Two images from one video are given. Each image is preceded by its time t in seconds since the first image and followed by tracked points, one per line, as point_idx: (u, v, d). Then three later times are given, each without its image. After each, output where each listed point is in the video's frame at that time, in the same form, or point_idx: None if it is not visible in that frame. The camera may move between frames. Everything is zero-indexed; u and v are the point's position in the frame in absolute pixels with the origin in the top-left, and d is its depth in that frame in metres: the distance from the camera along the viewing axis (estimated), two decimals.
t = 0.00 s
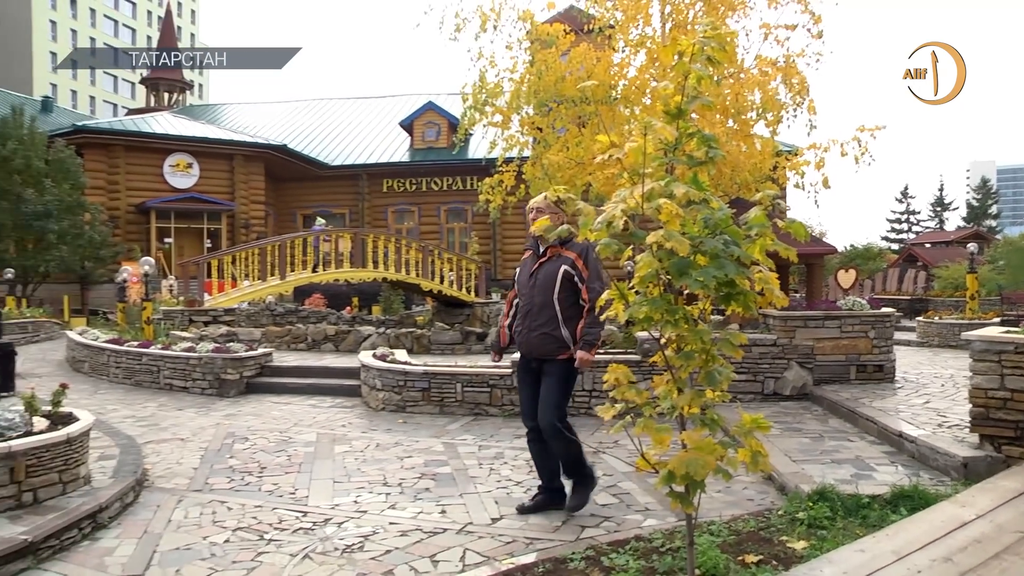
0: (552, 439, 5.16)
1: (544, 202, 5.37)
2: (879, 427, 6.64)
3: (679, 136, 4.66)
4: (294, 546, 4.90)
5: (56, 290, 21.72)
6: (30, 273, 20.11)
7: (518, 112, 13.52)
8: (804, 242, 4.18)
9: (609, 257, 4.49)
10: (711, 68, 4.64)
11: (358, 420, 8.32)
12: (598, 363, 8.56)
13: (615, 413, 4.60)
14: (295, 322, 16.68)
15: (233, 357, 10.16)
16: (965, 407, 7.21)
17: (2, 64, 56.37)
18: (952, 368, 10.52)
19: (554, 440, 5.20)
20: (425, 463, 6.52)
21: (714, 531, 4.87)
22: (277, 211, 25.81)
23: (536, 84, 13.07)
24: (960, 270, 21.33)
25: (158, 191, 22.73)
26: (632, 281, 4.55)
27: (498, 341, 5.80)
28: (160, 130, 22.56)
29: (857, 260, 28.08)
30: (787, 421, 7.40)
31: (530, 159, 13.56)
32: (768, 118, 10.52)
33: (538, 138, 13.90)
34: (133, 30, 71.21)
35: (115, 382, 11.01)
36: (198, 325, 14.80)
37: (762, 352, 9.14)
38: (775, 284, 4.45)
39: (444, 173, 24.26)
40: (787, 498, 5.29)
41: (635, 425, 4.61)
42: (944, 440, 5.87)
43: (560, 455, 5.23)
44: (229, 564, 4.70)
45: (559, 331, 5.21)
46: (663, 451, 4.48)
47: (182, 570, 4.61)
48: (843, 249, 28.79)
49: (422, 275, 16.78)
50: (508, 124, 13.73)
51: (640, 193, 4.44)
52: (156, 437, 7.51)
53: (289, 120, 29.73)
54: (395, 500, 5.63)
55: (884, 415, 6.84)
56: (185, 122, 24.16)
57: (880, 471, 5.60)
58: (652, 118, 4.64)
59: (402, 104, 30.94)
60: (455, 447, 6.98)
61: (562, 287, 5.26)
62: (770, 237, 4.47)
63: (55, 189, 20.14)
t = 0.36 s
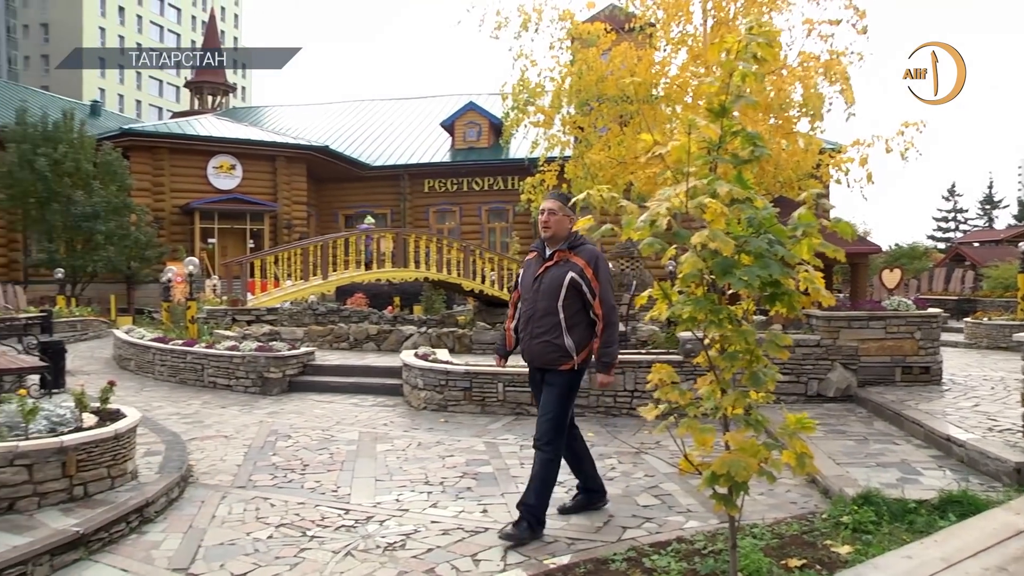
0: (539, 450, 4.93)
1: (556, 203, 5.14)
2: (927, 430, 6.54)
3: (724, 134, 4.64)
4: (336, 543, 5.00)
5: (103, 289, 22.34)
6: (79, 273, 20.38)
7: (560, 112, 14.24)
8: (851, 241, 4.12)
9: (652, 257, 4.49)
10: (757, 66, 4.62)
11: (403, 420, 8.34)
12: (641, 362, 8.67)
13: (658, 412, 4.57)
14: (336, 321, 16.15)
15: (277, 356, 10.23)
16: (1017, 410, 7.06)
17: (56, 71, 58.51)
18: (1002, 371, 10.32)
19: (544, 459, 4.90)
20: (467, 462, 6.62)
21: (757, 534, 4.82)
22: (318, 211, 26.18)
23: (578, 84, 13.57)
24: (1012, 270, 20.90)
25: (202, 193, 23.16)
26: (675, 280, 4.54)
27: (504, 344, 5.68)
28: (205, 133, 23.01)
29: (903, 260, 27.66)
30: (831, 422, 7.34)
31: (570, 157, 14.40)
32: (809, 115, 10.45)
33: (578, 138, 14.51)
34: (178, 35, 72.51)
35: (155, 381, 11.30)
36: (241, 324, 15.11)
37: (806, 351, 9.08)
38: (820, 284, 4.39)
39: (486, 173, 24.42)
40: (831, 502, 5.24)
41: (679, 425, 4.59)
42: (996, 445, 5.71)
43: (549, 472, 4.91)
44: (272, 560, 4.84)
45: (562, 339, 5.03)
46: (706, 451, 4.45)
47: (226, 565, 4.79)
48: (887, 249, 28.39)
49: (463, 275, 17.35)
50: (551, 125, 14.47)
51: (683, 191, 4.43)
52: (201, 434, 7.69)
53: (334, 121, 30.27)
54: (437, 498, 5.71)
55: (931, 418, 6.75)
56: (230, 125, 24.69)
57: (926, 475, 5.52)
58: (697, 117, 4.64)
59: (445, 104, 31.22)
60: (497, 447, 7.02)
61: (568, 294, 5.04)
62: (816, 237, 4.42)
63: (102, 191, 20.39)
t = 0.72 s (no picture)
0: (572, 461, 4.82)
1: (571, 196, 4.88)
2: (986, 435, 6.40)
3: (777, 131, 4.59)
4: (387, 540, 5.12)
5: (158, 289, 22.70)
6: (134, 273, 20.77)
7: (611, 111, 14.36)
8: (908, 239, 4.04)
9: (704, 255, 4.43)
10: (812, 62, 4.58)
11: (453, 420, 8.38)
12: (692, 362, 8.63)
13: (710, 415, 4.51)
14: (387, 320, 15.61)
15: (327, 355, 10.33)
16: None
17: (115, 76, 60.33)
18: None
19: (578, 470, 4.80)
20: (518, 461, 6.78)
21: (809, 538, 4.76)
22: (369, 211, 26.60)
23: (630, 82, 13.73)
24: None
25: (253, 194, 23.58)
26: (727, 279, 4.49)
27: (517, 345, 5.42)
28: (258, 136, 23.47)
29: (959, 259, 27.04)
30: (886, 425, 7.25)
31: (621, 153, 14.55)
32: (862, 111, 10.26)
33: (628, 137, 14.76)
34: (229, 40, 73.84)
35: (207, 377, 11.60)
36: (292, 322, 15.41)
37: (858, 353, 9.00)
38: (873, 284, 4.32)
39: (535, 170, 24.51)
40: (885, 507, 5.16)
41: (731, 426, 4.53)
42: None
43: (589, 480, 4.82)
44: (324, 555, 4.96)
45: (575, 340, 4.76)
46: (759, 454, 4.39)
47: (278, 559, 4.95)
48: (943, 247, 27.76)
49: (513, 274, 18.60)
50: (600, 122, 14.71)
51: (737, 188, 4.38)
52: (253, 431, 7.89)
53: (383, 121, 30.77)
54: (487, 497, 5.82)
55: (990, 423, 6.62)
56: (280, 127, 25.21)
57: (987, 482, 5.40)
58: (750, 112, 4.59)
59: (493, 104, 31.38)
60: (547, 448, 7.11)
61: (581, 290, 4.79)
62: (871, 235, 4.34)
63: (157, 193, 20.78)
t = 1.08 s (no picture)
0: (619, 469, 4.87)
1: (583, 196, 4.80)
2: None
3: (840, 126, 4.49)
4: (448, 538, 5.27)
5: (222, 288, 23.28)
6: (199, 273, 21.38)
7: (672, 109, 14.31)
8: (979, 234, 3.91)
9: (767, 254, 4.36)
10: (876, 56, 4.49)
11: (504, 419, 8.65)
12: (754, 363, 8.54)
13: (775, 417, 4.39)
14: (449, 320, 15.55)
15: (389, 354, 10.46)
16: None
17: (179, 82, 62.14)
18: None
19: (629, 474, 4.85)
20: (578, 461, 6.96)
21: (876, 546, 4.66)
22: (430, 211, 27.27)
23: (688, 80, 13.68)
24: None
25: (314, 195, 24.00)
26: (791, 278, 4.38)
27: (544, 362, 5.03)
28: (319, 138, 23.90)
29: None
30: (956, 430, 7.08)
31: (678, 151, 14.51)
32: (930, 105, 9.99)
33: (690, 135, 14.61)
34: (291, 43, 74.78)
35: (270, 373, 11.92)
36: (354, 321, 15.71)
37: (926, 356, 8.86)
38: (944, 281, 4.19)
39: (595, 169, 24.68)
40: (957, 515, 5.03)
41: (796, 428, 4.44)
42: None
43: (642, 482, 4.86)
44: (386, 551, 5.13)
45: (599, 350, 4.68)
46: (826, 456, 4.30)
47: (341, 554, 5.13)
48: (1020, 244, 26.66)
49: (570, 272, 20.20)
50: (662, 121, 14.65)
51: (799, 186, 4.30)
52: (315, 428, 8.12)
53: (443, 120, 31.26)
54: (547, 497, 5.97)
55: None
56: (337, 129, 25.70)
57: None
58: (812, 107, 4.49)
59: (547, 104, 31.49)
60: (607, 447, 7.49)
61: (600, 296, 4.67)
62: (939, 231, 4.22)
63: (221, 194, 21.29)
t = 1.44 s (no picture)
0: (609, 482, 4.33)
1: (589, 187, 4.53)
2: None
3: (914, 121, 4.32)
4: (517, 537, 5.36)
5: (292, 287, 23.81)
6: (270, 272, 21.98)
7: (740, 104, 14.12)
8: None
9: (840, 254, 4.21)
10: (950, 52, 4.38)
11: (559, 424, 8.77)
12: (825, 363, 8.38)
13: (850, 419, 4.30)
14: (517, 319, 15.40)
15: (457, 352, 10.52)
16: None
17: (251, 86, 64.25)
18: None
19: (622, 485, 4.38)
20: (647, 462, 7.07)
21: (957, 556, 4.50)
22: (499, 211, 27.69)
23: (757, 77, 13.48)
24: None
25: (383, 195, 24.50)
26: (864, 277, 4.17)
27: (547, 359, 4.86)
28: (387, 138, 24.41)
29: None
30: None
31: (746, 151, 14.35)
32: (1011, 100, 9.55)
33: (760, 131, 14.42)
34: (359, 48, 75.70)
35: (340, 370, 12.22)
36: (423, 320, 15.99)
37: (1006, 359, 8.60)
38: None
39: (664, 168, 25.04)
40: None
41: (871, 431, 4.32)
42: None
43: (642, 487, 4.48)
44: (455, 548, 5.23)
45: (613, 347, 4.38)
46: (902, 462, 4.16)
47: (410, 550, 5.23)
48: None
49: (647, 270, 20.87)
50: (731, 118, 14.48)
51: (874, 185, 4.14)
52: (385, 425, 8.28)
53: (511, 120, 31.65)
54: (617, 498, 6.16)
55: None
56: (401, 130, 26.18)
57: None
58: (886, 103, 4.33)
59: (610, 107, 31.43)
60: (677, 447, 7.62)
61: (615, 290, 4.39)
62: None
63: (292, 195, 21.78)
